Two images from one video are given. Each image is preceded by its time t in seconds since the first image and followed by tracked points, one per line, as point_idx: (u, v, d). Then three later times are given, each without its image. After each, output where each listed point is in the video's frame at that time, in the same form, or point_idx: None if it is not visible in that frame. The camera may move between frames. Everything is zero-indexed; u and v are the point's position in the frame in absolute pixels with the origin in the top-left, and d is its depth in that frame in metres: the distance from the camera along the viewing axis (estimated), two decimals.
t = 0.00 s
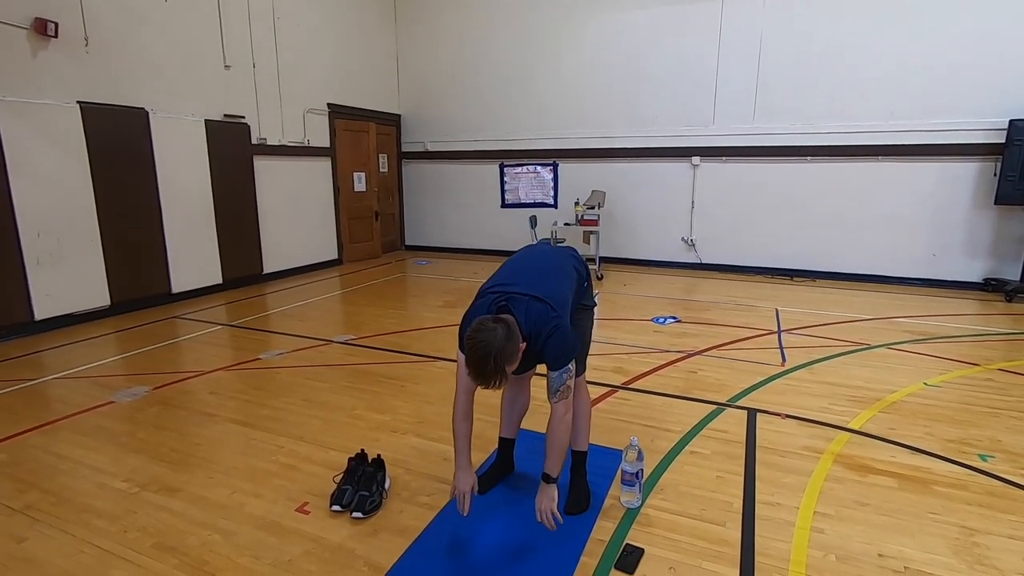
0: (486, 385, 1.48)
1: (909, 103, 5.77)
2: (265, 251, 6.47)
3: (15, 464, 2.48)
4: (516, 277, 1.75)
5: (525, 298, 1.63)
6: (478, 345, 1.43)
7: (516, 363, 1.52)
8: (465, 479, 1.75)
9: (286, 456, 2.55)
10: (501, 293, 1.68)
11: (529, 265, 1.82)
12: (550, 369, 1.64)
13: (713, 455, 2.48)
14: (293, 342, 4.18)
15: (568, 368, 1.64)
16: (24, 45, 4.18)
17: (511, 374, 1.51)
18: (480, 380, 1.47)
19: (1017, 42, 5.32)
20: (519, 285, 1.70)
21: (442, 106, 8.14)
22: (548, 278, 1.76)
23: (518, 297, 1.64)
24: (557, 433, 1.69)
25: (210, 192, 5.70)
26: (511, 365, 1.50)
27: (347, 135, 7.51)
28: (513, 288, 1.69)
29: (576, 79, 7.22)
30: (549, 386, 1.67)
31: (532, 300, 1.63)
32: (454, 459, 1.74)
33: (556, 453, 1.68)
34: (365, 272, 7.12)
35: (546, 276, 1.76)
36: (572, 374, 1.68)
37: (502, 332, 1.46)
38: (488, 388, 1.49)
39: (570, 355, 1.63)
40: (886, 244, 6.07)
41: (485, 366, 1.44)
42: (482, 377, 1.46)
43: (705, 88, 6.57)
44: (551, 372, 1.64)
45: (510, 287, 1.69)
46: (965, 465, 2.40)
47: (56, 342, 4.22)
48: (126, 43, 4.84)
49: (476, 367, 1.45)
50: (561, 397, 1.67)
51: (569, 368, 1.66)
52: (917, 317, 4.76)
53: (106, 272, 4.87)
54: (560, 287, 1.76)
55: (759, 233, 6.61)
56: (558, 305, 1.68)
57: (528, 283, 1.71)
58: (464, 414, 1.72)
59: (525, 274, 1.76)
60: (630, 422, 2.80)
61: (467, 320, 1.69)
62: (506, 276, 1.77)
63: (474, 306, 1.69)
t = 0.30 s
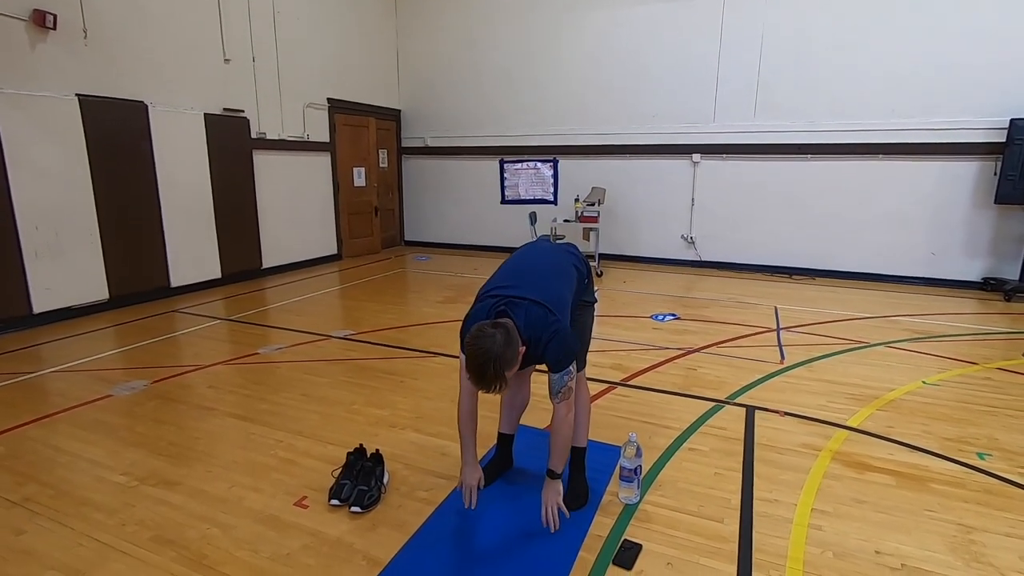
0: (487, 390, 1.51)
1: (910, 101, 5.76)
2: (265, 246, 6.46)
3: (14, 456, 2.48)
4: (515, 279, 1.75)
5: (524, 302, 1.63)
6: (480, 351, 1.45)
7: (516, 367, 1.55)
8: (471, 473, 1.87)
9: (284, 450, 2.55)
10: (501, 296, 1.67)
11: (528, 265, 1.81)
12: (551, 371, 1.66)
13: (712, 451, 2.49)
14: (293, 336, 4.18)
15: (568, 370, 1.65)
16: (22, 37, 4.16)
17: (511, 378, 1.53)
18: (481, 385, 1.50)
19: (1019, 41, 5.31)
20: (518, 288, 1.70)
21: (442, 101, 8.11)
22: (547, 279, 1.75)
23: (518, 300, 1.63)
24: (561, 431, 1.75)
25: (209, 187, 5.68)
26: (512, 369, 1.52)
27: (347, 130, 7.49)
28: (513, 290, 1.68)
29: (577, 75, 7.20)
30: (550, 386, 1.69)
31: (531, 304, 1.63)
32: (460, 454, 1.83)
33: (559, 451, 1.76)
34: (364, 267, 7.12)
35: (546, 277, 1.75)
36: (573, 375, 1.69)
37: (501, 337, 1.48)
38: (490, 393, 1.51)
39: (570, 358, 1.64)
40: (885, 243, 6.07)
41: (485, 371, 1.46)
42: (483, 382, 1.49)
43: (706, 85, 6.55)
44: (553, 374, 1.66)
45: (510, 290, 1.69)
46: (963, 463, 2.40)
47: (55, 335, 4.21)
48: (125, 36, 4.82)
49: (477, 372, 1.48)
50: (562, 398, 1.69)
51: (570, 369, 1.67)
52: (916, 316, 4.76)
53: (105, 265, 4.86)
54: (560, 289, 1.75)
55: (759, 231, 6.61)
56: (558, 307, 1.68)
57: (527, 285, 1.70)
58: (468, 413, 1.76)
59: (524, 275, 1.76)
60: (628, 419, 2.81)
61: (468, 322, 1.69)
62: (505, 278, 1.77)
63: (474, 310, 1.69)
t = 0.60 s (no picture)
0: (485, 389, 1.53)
1: (909, 100, 5.76)
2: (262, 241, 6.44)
3: (10, 450, 2.47)
4: (513, 278, 1.74)
5: (523, 303, 1.62)
6: (479, 353, 1.46)
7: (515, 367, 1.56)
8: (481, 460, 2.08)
9: (282, 444, 2.55)
10: (500, 296, 1.68)
11: (526, 264, 1.80)
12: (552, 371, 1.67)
13: (708, 448, 2.49)
14: (290, 331, 4.17)
15: (567, 369, 1.66)
16: (19, 28, 4.13)
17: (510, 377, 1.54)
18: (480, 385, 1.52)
19: (1019, 41, 5.31)
20: (517, 288, 1.69)
21: (442, 96, 8.09)
22: (545, 278, 1.75)
23: (517, 300, 1.64)
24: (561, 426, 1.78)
25: (208, 181, 5.67)
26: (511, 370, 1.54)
27: (345, 125, 7.47)
28: (511, 290, 1.69)
29: (576, 71, 7.18)
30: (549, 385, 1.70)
31: (530, 304, 1.63)
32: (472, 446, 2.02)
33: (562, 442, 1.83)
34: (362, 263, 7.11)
35: (543, 275, 1.75)
36: (572, 373, 1.70)
37: (500, 337, 1.49)
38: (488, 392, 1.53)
39: (570, 358, 1.64)
40: (883, 241, 6.08)
41: (484, 371, 1.47)
42: (481, 382, 1.51)
43: (706, 82, 6.54)
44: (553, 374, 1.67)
45: (509, 289, 1.69)
46: (958, 461, 2.41)
47: (51, 329, 4.20)
48: (122, 28, 4.79)
49: (475, 373, 1.49)
50: (561, 396, 1.70)
51: (569, 368, 1.68)
52: (913, 314, 4.77)
53: (102, 259, 4.85)
54: (558, 288, 1.74)
55: (757, 228, 6.61)
56: (557, 307, 1.68)
57: (525, 285, 1.70)
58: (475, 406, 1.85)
59: (521, 274, 1.75)
60: (625, 415, 2.81)
61: (467, 321, 1.70)
62: (503, 277, 1.76)
63: (473, 309, 1.69)
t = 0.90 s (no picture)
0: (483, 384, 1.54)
1: (907, 98, 5.77)
2: (259, 236, 6.42)
3: (5, 445, 2.46)
4: (510, 275, 1.74)
5: (521, 300, 1.62)
6: (479, 348, 1.47)
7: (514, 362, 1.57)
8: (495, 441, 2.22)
9: (278, 440, 2.54)
10: (498, 292, 1.68)
11: (523, 260, 1.79)
12: (552, 366, 1.68)
13: (704, 444, 2.50)
14: (287, 327, 4.16)
15: (566, 363, 1.66)
16: (13, 20, 4.10)
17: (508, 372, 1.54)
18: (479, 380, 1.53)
19: (1017, 39, 5.31)
20: (515, 285, 1.69)
21: (439, 92, 8.06)
22: (543, 274, 1.74)
23: (515, 296, 1.64)
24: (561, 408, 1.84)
25: (204, 176, 5.65)
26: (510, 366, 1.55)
27: (343, 121, 7.44)
28: (509, 286, 1.69)
29: (575, 67, 7.16)
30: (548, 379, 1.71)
31: (528, 299, 1.63)
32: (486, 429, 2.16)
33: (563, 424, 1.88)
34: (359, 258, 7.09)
35: (541, 271, 1.74)
36: (570, 367, 1.71)
37: (498, 331, 1.49)
38: (486, 387, 1.55)
39: (568, 354, 1.65)
40: (881, 239, 6.09)
41: (483, 366, 1.48)
42: (478, 377, 1.52)
43: (704, 79, 6.53)
44: (553, 368, 1.69)
45: (506, 285, 1.69)
46: (952, 458, 2.42)
47: (47, 324, 4.18)
48: (118, 21, 4.76)
49: (474, 369, 1.50)
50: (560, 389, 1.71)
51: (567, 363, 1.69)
52: (910, 312, 4.79)
53: (98, 253, 4.83)
54: (556, 285, 1.74)
55: (755, 225, 6.61)
56: (555, 303, 1.68)
57: (523, 281, 1.70)
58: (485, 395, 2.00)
59: (518, 271, 1.75)
60: (622, 411, 2.82)
61: (465, 318, 1.70)
62: (501, 274, 1.76)
63: (471, 306, 1.69)
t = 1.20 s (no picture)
0: (480, 373, 1.52)
1: (905, 96, 5.77)
2: (257, 233, 6.41)
3: (3, 441, 2.46)
4: (508, 267, 1.74)
5: (519, 291, 1.62)
6: (476, 335, 1.47)
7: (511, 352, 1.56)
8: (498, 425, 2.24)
9: (276, 436, 2.54)
10: (496, 284, 1.67)
11: (522, 254, 1.80)
12: (551, 358, 1.68)
13: (701, 441, 2.50)
14: (285, 324, 4.16)
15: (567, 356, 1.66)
16: (9, 15, 4.08)
17: (505, 361, 1.54)
18: (476, 369, 1.51)
19: (1015, 37, 5.32)
20: (514, 276, 1.69)
21: (438, 89, 8.04)
22: (540, 267, 1.75)
23: (513, 288, 1.64)
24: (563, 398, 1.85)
25: (202, 173, 5.64)
26: (507, 356, 1.54)
27: (341, 117, 7.42)
28: (507, 279, 1.69)
29: (573, 64, 7.15)
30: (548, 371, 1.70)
31: (526, 291, 1.63)
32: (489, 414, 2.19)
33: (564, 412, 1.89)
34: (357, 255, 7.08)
35: (539, 265, 1.75)
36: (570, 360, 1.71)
37: (497, 319, 1.49)
38: (484, 377, 1.53)
39: (567, 346, 1.65)
40: (877, 237, 6.10)
41: (480, 354, 1.48)
42: (475, 366, 1.50)
43: (703, 77, 6.53)
44: (553, 360, 1.68)
45: (505, 277, 1.69)
46: (948, 455, 2.43)
47: (43, 320, 4.17)
48: (115, 17, 4.73)
49: (471, 357, 1.49)
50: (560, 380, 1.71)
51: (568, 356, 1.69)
52: (906, 309, 4.80)
53: (95, 250, 4.82)
54: (554, 278, 1.75)
55: (753, 223, 6.63)
56: (553, 296, 1.68)
57: (522, 273, 1.70)
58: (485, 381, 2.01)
59: (516, 263, 1.75)
60: (620, 408, 2.82)
61: (462, 309, 1.70)
62: (500, 266, 1.76)
63: (469, 297, 1.69)
